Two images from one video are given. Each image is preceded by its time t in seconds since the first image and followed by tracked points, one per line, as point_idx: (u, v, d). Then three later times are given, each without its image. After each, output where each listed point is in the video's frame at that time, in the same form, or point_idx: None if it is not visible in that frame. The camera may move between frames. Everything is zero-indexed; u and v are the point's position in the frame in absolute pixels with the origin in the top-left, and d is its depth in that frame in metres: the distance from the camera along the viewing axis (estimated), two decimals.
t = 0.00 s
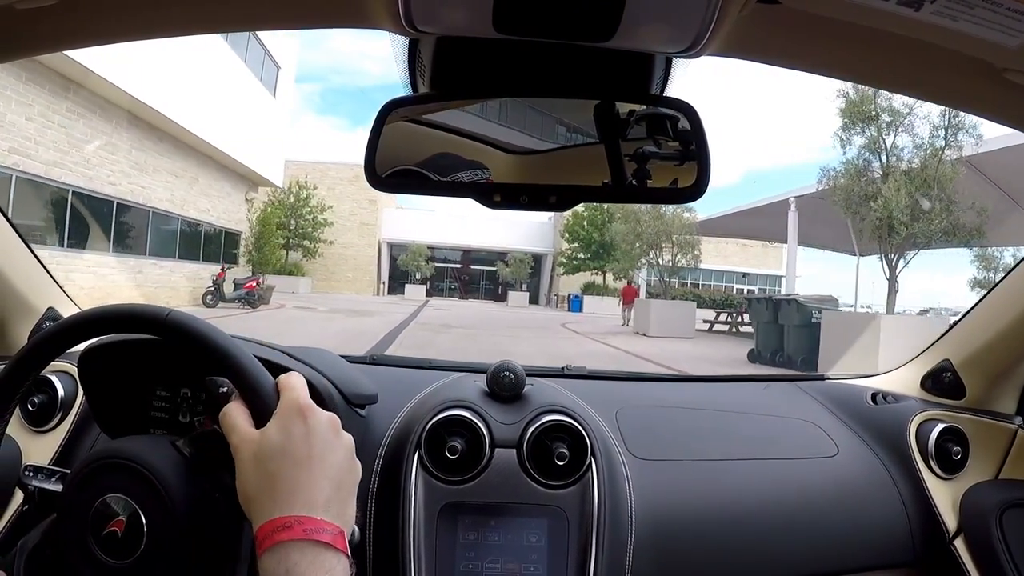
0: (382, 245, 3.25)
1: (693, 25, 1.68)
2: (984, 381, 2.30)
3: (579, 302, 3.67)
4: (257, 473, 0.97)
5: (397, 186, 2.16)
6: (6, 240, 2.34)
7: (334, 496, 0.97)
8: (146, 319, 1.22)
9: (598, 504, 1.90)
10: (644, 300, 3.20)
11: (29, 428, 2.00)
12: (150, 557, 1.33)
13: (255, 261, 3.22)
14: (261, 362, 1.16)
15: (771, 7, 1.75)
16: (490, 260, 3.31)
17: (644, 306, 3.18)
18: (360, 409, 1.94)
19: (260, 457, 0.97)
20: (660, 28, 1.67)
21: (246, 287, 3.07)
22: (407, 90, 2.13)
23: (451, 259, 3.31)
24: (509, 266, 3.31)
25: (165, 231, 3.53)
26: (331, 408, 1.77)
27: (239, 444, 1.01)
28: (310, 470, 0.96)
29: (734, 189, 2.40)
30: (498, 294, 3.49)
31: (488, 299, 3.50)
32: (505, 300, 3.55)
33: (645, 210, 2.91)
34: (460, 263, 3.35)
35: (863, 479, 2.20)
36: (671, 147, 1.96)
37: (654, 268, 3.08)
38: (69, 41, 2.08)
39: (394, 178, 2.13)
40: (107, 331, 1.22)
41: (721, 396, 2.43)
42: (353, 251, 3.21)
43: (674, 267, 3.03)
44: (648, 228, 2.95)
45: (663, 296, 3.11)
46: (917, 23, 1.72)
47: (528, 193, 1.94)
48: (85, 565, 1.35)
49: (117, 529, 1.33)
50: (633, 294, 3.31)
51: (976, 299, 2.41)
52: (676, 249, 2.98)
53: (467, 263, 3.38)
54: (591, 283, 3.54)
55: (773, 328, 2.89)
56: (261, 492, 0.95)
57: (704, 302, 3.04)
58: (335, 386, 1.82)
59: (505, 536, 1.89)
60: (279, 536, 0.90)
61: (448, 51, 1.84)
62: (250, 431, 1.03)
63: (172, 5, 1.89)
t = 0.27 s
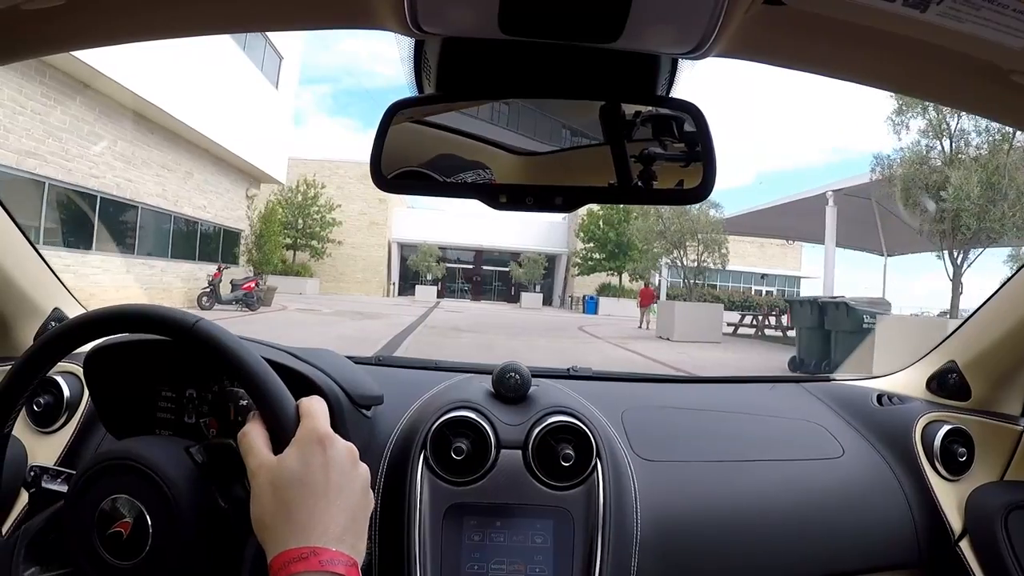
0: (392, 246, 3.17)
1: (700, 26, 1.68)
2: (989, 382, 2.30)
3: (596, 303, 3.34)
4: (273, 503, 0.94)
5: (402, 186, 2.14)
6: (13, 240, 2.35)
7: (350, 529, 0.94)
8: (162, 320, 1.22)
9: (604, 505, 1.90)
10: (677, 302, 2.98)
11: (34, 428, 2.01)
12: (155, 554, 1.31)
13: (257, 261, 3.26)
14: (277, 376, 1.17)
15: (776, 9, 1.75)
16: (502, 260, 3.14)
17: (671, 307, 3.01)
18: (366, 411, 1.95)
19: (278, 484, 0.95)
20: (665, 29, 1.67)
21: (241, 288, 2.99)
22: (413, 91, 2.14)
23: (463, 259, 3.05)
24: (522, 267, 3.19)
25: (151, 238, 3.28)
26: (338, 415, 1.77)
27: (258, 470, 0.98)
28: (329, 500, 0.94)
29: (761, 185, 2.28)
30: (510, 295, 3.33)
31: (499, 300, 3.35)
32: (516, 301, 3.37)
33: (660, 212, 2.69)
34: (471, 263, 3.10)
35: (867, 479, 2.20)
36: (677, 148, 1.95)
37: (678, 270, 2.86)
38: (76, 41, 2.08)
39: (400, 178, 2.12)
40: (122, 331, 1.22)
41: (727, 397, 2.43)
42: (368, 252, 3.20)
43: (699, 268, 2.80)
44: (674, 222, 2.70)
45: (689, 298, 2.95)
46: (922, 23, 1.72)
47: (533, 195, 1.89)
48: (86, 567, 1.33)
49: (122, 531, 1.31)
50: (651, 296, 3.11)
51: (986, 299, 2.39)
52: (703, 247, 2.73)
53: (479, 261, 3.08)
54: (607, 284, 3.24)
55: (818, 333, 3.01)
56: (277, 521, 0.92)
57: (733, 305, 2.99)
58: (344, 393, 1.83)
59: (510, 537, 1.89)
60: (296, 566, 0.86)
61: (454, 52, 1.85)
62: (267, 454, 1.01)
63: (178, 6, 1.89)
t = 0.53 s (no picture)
0: (399, 244, 3.11)
1: (705, 30, 1.68)
2: (996, 386, 2.30)
3: (609, 304, 3.52)
4: (291, 549, 0.92)
5: (408, 192, 2.12)
6: (19, 242, 2.35)
7: None
8: (166, 323, 1.21)
9: (609, 509, 1.90)
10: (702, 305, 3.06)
11: (39, 431, 2.02)
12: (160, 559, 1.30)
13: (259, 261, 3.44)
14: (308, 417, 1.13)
15: (781, 14, 1.75)
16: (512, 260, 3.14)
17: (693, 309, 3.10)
18: (370, 415, 1.95)
19: (298, 532, 0.93)
20: (670, 33, 1.67)
21: (235, 289, 2.95)
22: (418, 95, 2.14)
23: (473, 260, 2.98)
24: (533, 266, 3.18)
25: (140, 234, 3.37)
26: (342, 419, 1.77)
27: (278, 511, 0.97)
28: (346, 555, 0.92)
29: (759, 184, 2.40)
30: (521, 296, 3.25)
31: (510, 301, 3.24)
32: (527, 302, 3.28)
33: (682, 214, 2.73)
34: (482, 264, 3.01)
35: (872, 483, 2.20)
36: (683, 152, 1.93)
37: (697, 271, 3.05)
38: (82, 44, 2.09)
39: (405, 182, 2.10)
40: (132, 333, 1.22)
41: (731, 401, 2.43)
42: (374, 251, 3.15)
43: (723, 266, 2.98)
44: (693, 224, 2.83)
45: (712, 299, 3.04)
46: (927, 28, 1.72)
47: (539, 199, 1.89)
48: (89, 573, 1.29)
49: (128, 536, 1.28)
50: (665, 294, 3.32)
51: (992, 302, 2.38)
52: (726, 246, 2.93)
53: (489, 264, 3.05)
54: (620, 284, 3.42)
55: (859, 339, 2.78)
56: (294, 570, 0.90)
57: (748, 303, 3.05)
58: (347, 394, 1.82)
59: (514, 541, 1.89)
60: None
61: (459, 56, 1.85)
62: (288, 494, 1.00)
63: (182, 10, 1.90)
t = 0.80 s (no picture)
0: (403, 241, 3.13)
1: (710, 31, 1.67)
2: (1000, 387, 2.30)
3: (619, 303, 3.43)
4: None
5: (411, 194, 2.11)
6: (21, 244, 2.35)
7: None
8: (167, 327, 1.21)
9: (613, 511, 1.90)
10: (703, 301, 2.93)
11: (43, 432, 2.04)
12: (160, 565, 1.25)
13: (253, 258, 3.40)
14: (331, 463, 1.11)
15: (786, 15, 1.74)
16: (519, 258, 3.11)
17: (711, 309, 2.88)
18: (374, 417, 1.94)
19: None
20: (674, 34, 1.67)
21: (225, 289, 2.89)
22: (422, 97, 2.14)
23: (479, 257, 3.20)
24: (540, 265, 3.12)
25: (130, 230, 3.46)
26: (345, 418, 1.77)
27: (291, 551, 0.98)
28: None
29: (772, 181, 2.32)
30: (528, 295, 3.27)
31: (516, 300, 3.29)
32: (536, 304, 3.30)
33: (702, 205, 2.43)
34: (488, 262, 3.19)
35: (877, 485, 2.20)
36: (687, 153, 1.94)
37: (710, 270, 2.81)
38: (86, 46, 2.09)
39: (409, 184, 2.09)
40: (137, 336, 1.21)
41: (736, 403, 2.43)
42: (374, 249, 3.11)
43: (745, 263, 2.70)
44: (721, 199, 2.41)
45: (733, 298, 2.78)
46: (931, 30, 1.72)
47: (543, 200, 1.90)
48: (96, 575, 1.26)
49: (132, 538, 1.24)
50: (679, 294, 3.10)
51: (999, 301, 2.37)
52: (748, 242, 2.63)
53: (495, 262, 3.19)
54: (629, 282, 3.28)
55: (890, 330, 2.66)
56: None
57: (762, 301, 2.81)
58: (351, 394, 1.82)
59: (518, 543, 1.89)
60: None
61: (463, 57, 1.85)
62: (301, 534, 1.01)
63: (186, 11, 1.90)
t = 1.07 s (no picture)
0: (402, 236, 3.25)
1: (711, 31, 1.67)
2: (1000, 388, 2.31)
3: (622, 300, 3.34)
4: None
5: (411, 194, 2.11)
6: (21, 244, 2.35)
7: None
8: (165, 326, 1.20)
9: (612, 511, 1.90)
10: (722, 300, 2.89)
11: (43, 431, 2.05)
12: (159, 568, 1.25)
13: (237, 254, 3.62)
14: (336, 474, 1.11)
15: (785, 16, 1.74)
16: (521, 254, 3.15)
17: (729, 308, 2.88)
18: (374, 417, 1.94)
19: None
20: (674, 34, 1.66)
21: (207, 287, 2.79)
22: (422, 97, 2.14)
23: (478, 253, 3.12)
24: (541, 261, 3.25)
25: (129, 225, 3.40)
26: (344, 418, 1.78)
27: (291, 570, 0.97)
28: None
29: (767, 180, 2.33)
30: (529, 292, 3.58)
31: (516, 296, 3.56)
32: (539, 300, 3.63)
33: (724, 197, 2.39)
34: (487, 258, 3.15)
35: (877, 485, 2.20)
36: (686, 154, 1.95)
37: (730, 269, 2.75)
38: (85, 46, 2.09)
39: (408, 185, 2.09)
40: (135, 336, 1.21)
41: (736, 403, 2.42)
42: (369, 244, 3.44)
43: (763, 258, 2.62)
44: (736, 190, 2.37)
45: (748, 296, 2.80)
46: (931, 30, 1.72)
47: (542, 200, 1.88)
48: None
49: (132, 539, 1.24)
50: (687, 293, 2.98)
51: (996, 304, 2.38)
52: (767, 236, 2.53)
53: (495, 259, 3.18)
54: (634, 280, 3.17)
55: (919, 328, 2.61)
56: None
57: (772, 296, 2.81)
58: (350, 394, 1.82)
59: (518, 543, 1.89)
60: None
61: (463, 57, 1.85)
62: (300, 551, 1.00)
63: (185, 11, 1.90)
